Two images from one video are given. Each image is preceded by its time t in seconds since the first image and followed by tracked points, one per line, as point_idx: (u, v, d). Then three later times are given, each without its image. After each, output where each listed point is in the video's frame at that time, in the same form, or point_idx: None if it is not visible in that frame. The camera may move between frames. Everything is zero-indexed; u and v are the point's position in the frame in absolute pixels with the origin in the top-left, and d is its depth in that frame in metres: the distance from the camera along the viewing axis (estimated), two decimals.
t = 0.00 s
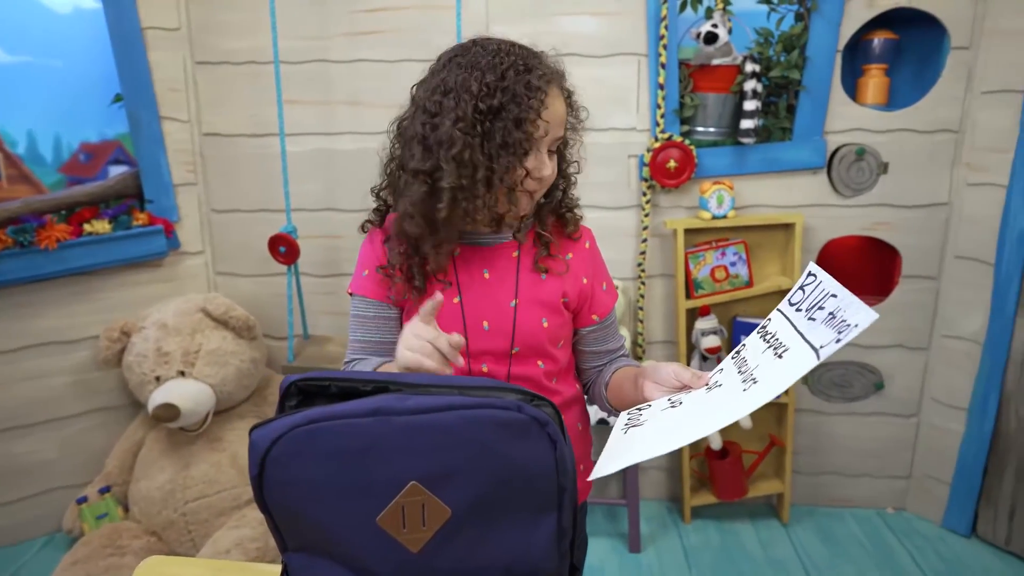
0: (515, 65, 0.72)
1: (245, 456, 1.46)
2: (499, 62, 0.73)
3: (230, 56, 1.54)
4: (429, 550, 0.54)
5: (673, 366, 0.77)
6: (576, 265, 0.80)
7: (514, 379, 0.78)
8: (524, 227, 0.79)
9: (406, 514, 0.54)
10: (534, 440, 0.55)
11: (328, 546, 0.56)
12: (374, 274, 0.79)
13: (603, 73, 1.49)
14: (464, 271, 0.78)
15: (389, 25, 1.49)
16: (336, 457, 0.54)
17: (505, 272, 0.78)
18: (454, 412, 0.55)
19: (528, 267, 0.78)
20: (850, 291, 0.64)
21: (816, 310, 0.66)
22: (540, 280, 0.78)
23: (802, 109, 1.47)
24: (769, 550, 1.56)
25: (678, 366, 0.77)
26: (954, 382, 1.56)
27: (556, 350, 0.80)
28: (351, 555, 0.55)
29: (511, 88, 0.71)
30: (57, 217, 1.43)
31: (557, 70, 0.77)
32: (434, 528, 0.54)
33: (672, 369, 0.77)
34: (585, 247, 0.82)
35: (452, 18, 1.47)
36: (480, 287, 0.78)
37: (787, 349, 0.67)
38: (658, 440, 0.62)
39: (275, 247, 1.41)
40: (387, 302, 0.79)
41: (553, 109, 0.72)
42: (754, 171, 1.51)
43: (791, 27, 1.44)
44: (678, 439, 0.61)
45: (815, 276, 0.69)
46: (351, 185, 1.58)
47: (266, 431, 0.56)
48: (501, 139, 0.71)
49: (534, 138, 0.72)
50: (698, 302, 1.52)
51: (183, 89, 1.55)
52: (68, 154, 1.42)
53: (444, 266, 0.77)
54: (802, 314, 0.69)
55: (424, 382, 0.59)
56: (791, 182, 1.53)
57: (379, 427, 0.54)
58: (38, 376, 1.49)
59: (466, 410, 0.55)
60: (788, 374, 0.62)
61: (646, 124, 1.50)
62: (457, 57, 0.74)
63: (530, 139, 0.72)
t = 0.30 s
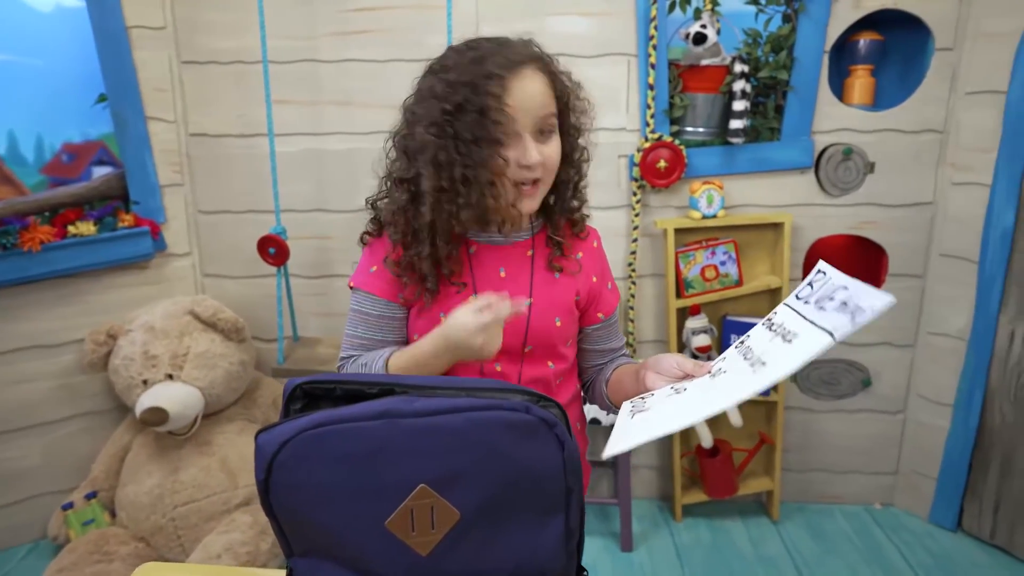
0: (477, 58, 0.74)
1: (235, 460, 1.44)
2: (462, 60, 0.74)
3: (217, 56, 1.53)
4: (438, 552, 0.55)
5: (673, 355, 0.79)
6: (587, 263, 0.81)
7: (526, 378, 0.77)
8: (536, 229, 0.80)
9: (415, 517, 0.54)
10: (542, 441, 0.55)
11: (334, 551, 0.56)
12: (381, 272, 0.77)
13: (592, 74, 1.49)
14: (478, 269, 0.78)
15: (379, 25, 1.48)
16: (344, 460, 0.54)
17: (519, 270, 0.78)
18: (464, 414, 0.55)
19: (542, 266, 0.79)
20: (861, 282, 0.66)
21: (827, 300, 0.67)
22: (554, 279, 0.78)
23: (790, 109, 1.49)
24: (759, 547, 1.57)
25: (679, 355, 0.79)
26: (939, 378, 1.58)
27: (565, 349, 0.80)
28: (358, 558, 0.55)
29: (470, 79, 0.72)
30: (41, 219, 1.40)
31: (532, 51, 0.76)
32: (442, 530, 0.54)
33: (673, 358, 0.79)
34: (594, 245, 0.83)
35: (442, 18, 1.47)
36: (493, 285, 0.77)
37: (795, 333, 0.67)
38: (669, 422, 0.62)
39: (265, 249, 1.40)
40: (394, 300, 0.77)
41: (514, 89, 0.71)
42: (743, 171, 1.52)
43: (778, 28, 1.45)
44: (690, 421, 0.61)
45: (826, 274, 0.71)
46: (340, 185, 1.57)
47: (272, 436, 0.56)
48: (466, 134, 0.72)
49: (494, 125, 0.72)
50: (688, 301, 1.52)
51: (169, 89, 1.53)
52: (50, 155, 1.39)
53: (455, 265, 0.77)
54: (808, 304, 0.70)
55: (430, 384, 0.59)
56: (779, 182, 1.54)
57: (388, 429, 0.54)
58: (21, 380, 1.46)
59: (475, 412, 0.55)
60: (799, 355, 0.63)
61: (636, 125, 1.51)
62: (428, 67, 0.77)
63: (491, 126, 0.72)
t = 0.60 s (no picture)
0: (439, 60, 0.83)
1: (227, 463, 1.43)
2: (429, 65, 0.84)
3: (207, 56, 1.51)
4: (447, 555, 0.55)
5: (690, 365, 0.81)
6: (599, 274, 0.86)
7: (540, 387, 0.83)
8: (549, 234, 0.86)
9: (424, 520, 0.54)
10: (551, 442, 0.56)
11: (345, 556, 0.55)
12: (402, 280, 0.80)
13: (585, 74, 1.49)
14: (493, 280, 0.83)
15: (371, 25, 1.47)
16: (353, 463, 0.54)
17: (533, 282, 0.83)
18: (473, 416, 0.55)
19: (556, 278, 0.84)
20: (896, 290, 0.66)
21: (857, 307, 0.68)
22: (567, 293, 0.83)
23: (782, 109, 1.49)
24: (753, 545, 1.57)
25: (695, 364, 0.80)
26: (929, 376, 1.60)
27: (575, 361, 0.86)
28: (367, 562, 0.55)
29: (429, 77, 0.82)
30: (28, 220, 1.38)
31: (497, 46, 0.83)
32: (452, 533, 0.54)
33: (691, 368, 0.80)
34: (608, 255, 0.88)
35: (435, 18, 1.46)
36: (508, 297, 0.82)
37: (830, 343, 0.67)
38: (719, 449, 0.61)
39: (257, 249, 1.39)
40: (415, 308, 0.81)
41: (466, 74, 0.79)
42: (735, 170, 1.53)
43: (770, 29, 1.45)
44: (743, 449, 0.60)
45: (841, 275, 0.72)
46: (332, 186, 1.56)
47: (279, 440, 0.56)
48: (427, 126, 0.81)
49: (453, 111, 0.79)
50: (682, 301, 1.53)
51: (158, 88, 1.51)
52: (36, 155, 1.38)
53: (461, 269, 0.81)
54: (835, 308, 0.70)
55: (436, 386, 0.59)
56: (771, 182, 1.55)
57: (397, 432, 0.54)
58: (7, 385, 1.44)
59: (484, 413, 0.56)
60: (848, 373, 0.62)
61: (629, 124, 1.51)
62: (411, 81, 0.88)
63: (451, 112, 0.79)
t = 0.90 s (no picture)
0: (455, 53, 0.85)
1: (221, 465, 1.42)
2: (444, 58, 0.86)
3: (198, 56, 1.50)
4: (458, 557, 0.55)
5: (694, 371, 0.82)
6: (600, 276, 0.89)
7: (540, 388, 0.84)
8: (551, 234, 0.88)
9: (435, 522, 0.54)
10: (561, 443, 0.57)
11: (355, 560, 0.55)
12: (399, 278, 0.82)
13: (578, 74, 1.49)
14: (493, 280, 0.84)
15: (364, 25, 1.47)
16: (364, 465, 0.54)
17: (534, 282, 0.85)
18: (484, 416, 0.56)
19: (556, 278, 0.86)
20: (892, 301, 0.68)
21: (857, 321, 0.69)
22: (567, 294, 0.85)
23: (774, 109, 1.50)
24: (746, 543, 1.58)
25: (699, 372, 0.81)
26: (919, 373, 1.61)
27: (576, 361, 0.87)
28: (377, 566, 0.55)
29: (443, 68, 0.84)
30: (15, 222, 1.36)
31: (511, 44, 0.85)
32: (462, 535, 0.54)
33: (694, 375, 0.81)
34: (610, 257, 0.91)
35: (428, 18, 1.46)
36: (508, 297, 0.84)
37: (826, 354, 0.68)
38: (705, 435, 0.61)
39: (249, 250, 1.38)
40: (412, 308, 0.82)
41: (478, 69, 0.81)
42: (728, 170, 1.54)
43: (761, 29, 1.46)
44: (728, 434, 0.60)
45: (849, 292, 0.74)
46: (325, 186, 1.55)
47: (288, 442, 0.56)
48: (438, 117, 0.82)
49: (461, 105, 0.81)
50: (676, 300, 1.53)
51: (148, 88, 1.50)
52: (24, 156, 1.36)
53: (458, 270, 0.82)
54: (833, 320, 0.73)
55: (445, 388, 0.60)
56: (763, 181, 1.56)
57: (409, 432, 0.54)
58: None
59: (495, 414, 0.56)
60: (840, 374, 0.63)
61: (622, 125, 1.52)
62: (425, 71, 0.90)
63: (459, 106, 0.82)
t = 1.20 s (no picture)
0: (465, 57, 0.85)
1: (213, 467, 1.41)
2: (452, 60, 0.86)
3: (188, 55, 1.49)
4: (467, 555, 0.55)
5: (699, 405, 0.83)
6: (598, 282, 0.90)
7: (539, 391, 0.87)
8: (549, 241, 0.89)
9: (445, 521, 0.55)
10: (569, 442, 0.57)
11: (363, 561, 0.56)
12: (397, 287, 0.85)
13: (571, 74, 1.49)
14: (491, 290, 0.86)
15: (357, 24, 1.46)
16: (373, 465, 0.54)
17: (532, 291, 0.86)
18: (492, 415, 0.57)
19: (554, 287, 0.87)
20: (937, 425, 0.69)
21: (891, 424, 0.72)
22: (565, 303, 0.87)
23: (765, 108, 1.51)
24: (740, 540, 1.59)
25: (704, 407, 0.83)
26: (910, 369, 1.63)
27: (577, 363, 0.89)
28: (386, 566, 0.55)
29: (450, 72, 0.84)
30: (2, 223, 1.34)
31: (522, 54, 0.86)
32: (471, 533, 0.55)
33: (698, 409, 0.83)
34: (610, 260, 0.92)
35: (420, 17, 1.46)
36: (506, 307, 0.86)
37: (853, 453, 0.70)
38: (722, 528, 0.64)
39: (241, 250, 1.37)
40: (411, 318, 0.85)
41: (486, 77, 0.81)
42: (721, 169, 1.54)
43: (753, 29, 1.47)
44: (744, 535, 0.63)
45: (880, 375, 0.76)
46: (317, 186, 1.54)
47: (295, 443, 0.56)
48: (442, 123, 0.83)
49: (465, 111, 0.82)
50: (669, 299, 1.54)
51: (138, 87, 1.48)
52: (9, 156, 1.33)
53: (454, 277, 0.84)
54: (867, 413, 0.74)
55: (450, 387, 0.60)
56: (754, 180, 1.56)
57: (417, 432, 0.55)
58: None
59: (503, 413, 0.57)
60: (866, 492, 0.66)
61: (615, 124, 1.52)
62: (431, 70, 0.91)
63: (462, 113, 0.82)
